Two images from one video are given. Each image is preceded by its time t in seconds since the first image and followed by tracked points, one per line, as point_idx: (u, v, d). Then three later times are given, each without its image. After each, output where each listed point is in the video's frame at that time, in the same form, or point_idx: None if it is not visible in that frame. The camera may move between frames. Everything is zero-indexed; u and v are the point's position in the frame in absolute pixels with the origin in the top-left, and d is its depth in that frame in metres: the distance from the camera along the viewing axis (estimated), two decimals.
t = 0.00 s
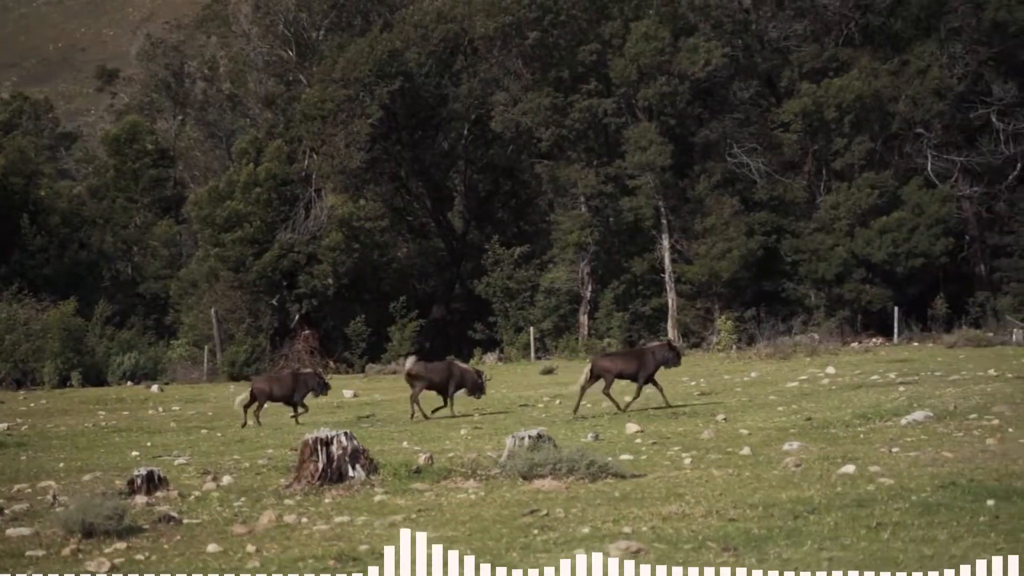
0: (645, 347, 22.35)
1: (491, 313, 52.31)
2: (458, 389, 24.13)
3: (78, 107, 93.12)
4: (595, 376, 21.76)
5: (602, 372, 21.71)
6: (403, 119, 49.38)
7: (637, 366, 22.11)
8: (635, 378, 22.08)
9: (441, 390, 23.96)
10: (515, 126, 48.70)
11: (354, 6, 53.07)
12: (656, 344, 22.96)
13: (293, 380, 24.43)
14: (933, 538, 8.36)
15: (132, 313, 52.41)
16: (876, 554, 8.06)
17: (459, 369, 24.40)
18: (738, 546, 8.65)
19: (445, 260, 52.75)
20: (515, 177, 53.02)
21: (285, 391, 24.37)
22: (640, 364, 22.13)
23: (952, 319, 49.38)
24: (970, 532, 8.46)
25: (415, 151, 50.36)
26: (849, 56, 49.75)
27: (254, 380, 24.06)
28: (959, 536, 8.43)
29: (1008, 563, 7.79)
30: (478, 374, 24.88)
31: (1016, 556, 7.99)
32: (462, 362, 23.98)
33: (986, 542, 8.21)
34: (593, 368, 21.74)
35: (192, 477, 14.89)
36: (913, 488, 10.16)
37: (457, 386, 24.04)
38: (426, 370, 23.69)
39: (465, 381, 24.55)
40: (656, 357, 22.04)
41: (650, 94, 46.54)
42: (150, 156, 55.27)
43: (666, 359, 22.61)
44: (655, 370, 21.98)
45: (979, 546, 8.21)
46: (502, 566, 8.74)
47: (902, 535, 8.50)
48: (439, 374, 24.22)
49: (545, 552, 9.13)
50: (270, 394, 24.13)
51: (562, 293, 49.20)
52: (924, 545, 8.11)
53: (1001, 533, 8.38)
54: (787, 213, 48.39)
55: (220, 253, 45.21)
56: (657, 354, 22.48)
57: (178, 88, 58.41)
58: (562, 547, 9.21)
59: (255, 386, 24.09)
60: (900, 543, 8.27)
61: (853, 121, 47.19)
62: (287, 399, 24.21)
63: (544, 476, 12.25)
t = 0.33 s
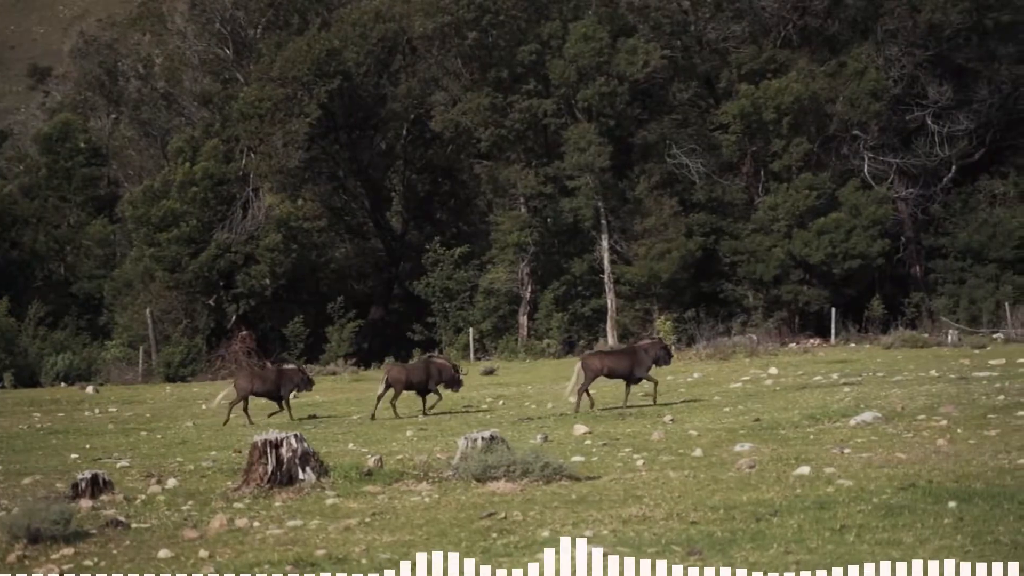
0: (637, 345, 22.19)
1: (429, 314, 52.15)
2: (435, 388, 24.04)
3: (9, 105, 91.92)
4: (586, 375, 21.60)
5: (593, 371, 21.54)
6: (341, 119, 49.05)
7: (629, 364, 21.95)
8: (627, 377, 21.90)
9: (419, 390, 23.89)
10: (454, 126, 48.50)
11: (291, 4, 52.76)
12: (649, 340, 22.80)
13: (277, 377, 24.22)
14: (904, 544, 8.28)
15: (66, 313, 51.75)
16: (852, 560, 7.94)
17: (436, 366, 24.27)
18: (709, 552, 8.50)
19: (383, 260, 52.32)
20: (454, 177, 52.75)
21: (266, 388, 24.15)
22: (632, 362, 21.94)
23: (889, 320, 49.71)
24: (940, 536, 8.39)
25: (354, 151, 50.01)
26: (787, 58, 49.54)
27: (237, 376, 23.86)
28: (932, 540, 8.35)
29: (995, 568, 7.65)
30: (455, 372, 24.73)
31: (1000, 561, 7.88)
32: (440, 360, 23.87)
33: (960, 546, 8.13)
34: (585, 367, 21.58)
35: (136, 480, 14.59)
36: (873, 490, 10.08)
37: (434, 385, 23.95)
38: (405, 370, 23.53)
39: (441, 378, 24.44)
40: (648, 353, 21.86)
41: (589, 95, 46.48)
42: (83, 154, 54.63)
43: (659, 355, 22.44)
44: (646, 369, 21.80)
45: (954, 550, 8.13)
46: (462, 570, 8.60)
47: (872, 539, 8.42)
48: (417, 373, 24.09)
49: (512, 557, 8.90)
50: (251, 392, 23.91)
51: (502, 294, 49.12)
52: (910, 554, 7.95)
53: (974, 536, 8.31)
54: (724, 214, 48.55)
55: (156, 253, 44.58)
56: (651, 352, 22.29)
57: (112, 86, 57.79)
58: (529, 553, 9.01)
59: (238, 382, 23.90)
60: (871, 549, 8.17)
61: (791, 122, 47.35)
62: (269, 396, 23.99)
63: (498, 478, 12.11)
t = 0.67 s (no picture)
0: (638, 343, 22.42)
1: (379, 314, 51.78)
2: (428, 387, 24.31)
3: None
4: (588, 375, 21.88)
5: (596, 370, 21.81)
6: (291, 119, 48.63)
7: (629, 363, 22.18)
8: (627, 376, 22.15)
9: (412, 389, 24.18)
10: (404, 126, 48.25)
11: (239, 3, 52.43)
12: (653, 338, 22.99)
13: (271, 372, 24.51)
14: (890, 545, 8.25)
15: (10, 314, 51.12)
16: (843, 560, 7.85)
17: (429, 367, 24.53)
18: (692, 555, 8.43)
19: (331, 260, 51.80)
20: (403, 177, 52.28)
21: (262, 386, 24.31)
22: (633, 361, 22.19)
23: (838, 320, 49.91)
24: (926, 538, 8.36)
25: (303, 152, 49.46)
26: (736, 59, 49.72)
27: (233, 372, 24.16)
28: (918, 540, 8.34)
29: (998, 564, 7.60)
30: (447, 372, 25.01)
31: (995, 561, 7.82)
32: (433, 360, 24.15)
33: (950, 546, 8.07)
34: (586, 366, 21.86)
35: (91, 485, 14.34)
36: (848, 493, 10.02)
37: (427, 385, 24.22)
38: (401, 368, 23.79)
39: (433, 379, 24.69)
40: (648, 353, 22.09)
41: (539, 95, 46.39)
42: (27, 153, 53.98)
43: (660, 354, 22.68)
44: (646, 368, 22.04)
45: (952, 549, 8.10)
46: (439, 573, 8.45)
47: (855, 542, 8.36)
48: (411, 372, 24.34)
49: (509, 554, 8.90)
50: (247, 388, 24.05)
51: (452, 295, 48.72)
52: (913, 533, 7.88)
53: (964, 537, 8.28)
54: (674, 215, 48.63)
55: (102, 254, 44.04)
56: (652, 350, 22.51)
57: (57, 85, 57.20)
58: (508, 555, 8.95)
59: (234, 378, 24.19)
60: (865, 550, 8.10)
61: (740, 123, 47.43)
62: (264, 391, 24.16)
63: (464, 482, 11.95)
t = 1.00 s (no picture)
0: (645, 338, 22.32)
1: (339, 315, 51.40)
2: (432, 383, 24.25)
3: None
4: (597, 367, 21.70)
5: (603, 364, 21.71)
6: (249, 119, 48.48)
7: (637, 358, 22.09)
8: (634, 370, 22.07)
9: (416, 386, 24.16)
10: (363, 126, 47.95)
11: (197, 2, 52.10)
12: (658, 333, 22.86)
13: (271, 372, 24.30)
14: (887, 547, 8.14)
15: None
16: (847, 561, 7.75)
17: (433, 363, 24.37)
18: (688, 558, 8.28)
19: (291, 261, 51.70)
20: (361, 177, 51.89)
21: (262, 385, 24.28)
22: (640, 356, 22.05)
23: (798, 320, 50.03)
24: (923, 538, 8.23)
25: (261, 151, 49.35)
26: (696, 59, 49.74)
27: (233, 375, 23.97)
28: (915, 542, 8.21)
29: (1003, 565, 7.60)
30: (449, 366, 25.00)
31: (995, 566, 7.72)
32: (435, 357, 24.10)
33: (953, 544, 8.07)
34: (596, 358, 21.67)
35: (59, 488, 14.10)
36: (834, 495, 9.89)
37: (431, 382, 24.19)
38: (403, 367, 23.67)
39: (436, 375, 24.53)
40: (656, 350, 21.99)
41: (500, 94, 46.17)
42: None
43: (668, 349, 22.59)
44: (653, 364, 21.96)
45: (950, 552, 7.99)
46: None
47: (849, 544, 8.26)
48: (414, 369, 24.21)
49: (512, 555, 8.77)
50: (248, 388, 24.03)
51: (412, 294, 48.03)
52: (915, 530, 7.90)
53: (960, 539, 8.17)
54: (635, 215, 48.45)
55: (58, 254, 43.28)
56: (659, 345, 22.42)
57: (11, 83, 56.62)
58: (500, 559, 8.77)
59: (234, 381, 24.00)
60: (864, 552, 7.98)
61: (701, 123, 47.45)
62: (265, 391, 24.13)
63: (442, 483, 11.81)
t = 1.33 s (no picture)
0: (641, 332, 22.19)
1: (290, 314, 50.95)
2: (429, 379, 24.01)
3: None
4: (594, 363, 21.59)
5: (603, 358, 21.56)
6: (198, 117, 47.75)
7: (635, 352, 21.95)
8: (634, 364, 21.92)
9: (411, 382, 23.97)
10: (315, 125, 47.74)
11: None
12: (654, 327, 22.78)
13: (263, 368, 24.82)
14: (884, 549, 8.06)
15: None
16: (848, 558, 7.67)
17: (431, 359, 24.11)
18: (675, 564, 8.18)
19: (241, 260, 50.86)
20: (313, 176, 51.54)
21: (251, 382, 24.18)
22: (639, 350, 21.95)
23: (750, 320, 50.08)
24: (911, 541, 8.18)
25: (212, 149, 48.99)
26: (649, 58, 49.74)
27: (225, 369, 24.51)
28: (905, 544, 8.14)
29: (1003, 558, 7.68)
30: (448, 364, 24.73)
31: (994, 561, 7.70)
32: (433, 354, 23.88)
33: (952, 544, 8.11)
34: (593, 354, 21.59)
35: (17, 490, 13.84)
36: (810, 496, 9.82)
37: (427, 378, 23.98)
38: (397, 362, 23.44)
39: (437, 371, 24.25)
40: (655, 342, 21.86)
41: (453, 92, 45.97)
42: None
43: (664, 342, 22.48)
44: (653, 356, 21.82)
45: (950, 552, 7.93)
46: None
47: (838, 544, 8.21)
48: (410, 365, 23.97)
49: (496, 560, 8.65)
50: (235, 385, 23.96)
51: (364, 294, 47.65)
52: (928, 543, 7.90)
53: (954, 538, 8.12)
54: (588, 214, 48.25)
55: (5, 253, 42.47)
56: (656, 339, 22.30)
57: None
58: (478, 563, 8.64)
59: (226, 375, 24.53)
60: (853, 553, 7.91)
61: (654, 123, 47.46)
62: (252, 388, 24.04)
63: (410, 485, 11.67)
